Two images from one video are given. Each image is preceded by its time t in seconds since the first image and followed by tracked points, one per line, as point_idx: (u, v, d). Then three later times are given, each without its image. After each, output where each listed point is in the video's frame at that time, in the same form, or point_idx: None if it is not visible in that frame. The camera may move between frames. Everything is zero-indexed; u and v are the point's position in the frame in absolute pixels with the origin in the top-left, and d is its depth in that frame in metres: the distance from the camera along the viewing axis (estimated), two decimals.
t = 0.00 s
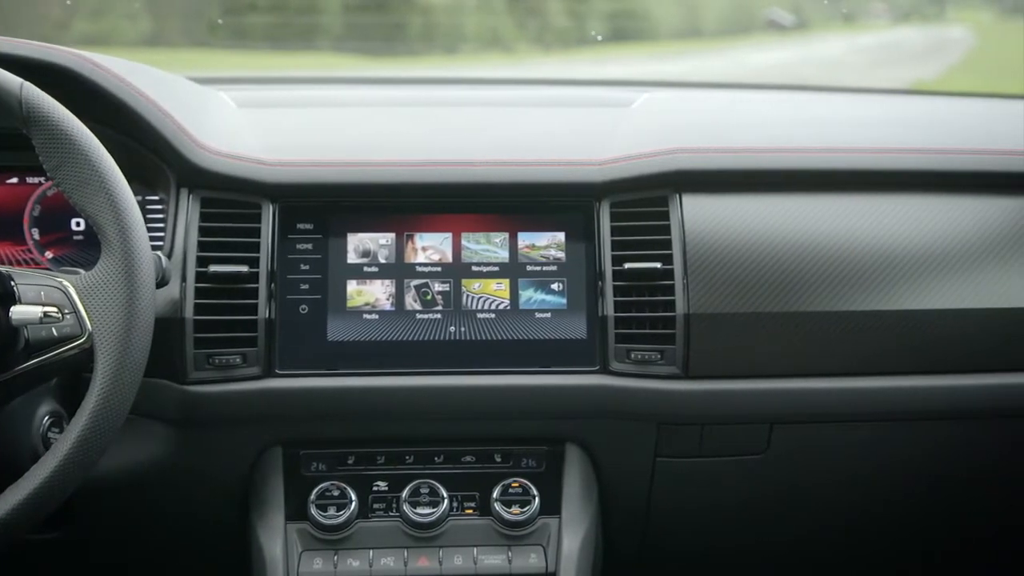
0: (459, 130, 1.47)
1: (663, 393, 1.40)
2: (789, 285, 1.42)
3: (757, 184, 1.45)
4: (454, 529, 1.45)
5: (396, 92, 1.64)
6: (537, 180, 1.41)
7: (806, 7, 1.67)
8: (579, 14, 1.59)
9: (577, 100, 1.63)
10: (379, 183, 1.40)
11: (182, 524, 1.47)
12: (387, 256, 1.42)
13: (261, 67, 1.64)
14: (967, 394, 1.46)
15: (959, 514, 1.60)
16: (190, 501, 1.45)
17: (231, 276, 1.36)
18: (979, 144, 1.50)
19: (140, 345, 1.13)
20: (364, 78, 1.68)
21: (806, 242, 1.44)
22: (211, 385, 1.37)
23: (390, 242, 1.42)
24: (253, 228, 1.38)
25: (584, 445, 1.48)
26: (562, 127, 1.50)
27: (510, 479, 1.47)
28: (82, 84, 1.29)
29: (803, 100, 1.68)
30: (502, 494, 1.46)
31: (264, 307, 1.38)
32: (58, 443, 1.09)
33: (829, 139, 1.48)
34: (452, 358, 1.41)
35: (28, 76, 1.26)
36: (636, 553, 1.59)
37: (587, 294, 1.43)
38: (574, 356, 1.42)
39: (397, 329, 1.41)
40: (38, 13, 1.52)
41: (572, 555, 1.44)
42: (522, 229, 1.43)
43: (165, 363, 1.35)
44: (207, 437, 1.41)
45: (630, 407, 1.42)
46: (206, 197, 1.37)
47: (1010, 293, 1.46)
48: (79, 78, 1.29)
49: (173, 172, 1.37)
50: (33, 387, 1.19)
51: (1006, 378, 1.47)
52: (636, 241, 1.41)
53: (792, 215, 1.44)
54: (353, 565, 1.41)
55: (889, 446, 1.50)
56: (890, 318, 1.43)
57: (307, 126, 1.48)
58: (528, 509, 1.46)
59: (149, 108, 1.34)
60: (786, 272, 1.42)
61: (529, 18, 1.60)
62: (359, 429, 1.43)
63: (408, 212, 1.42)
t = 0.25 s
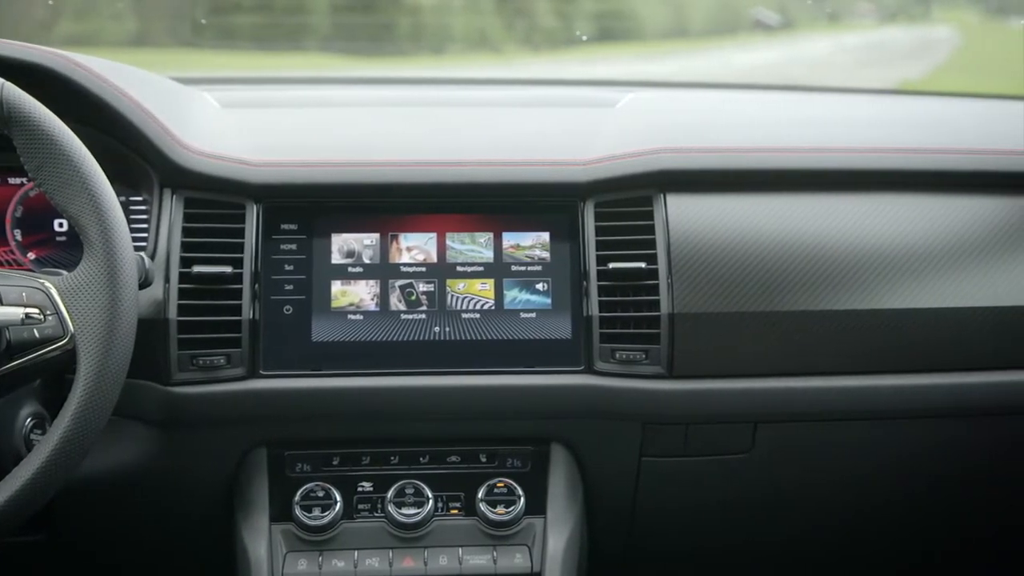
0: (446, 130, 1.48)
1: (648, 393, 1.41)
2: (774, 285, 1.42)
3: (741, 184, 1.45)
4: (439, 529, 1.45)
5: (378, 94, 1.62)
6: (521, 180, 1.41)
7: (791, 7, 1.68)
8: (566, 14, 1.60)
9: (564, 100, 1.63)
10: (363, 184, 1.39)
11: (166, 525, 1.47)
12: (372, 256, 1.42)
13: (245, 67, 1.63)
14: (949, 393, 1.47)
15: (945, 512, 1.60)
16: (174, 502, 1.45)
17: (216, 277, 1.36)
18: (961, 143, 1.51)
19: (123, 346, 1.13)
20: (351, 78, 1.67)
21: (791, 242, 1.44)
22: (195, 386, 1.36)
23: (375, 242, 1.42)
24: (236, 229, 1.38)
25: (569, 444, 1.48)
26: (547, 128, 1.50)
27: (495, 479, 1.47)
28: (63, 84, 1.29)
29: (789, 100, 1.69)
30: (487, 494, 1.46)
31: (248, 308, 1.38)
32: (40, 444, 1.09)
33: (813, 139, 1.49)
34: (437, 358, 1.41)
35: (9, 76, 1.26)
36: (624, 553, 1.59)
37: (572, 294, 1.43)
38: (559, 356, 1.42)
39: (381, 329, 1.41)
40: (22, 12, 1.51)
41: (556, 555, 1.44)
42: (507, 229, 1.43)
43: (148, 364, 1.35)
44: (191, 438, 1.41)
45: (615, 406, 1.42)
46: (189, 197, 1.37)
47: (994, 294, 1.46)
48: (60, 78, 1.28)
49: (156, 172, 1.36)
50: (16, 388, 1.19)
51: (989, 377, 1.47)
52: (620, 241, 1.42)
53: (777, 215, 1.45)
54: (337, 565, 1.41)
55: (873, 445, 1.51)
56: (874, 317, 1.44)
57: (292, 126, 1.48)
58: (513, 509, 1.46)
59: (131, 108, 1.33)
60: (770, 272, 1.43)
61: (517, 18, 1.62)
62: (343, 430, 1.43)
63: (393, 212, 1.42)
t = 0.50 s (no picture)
0: (431, 130, 1.48)
1: (632, 392, 1.41)
2: (758, 285, 1.43)
3: (724, 184, 1.45)
4: (424, 530, 1.45)
5: (368, 94, 1.63)
6: (505, 180, 1.41)
7: (777, 7, 1.68)
8: (551, 14, 1.60)
9: (549, 99, 1.64)
10: (347, 184, 1.39)
11: (149, 526, 1.46)
12: (355, 256, 1.42)
13: (232, 67, 1.63)
14: (932, 392, 1.47)
15: (930, 511, 1.61)
16: (157, 503, 1.44)
17: (198, 278, 1.36)
18: (943, 143, 1.51)
19: (105, 348, 1.12)
20: (338, 78, 1.67)
21: (775, 242, 1.44)
22: (178, 388, 1.36)
23: (358, 242, 1.42)
24: (219, 230, 1.37)
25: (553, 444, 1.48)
26: (531, 128, 1.50)
27: (480, 479, 1.47)
28: (43, 84, 1.28)
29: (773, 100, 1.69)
30: (471, 494, 1.46)
31: (232, 309, 1.38)
32: (20, 447, 1.08)
33: (797, 139, 1.49)
34: (421, 359, 1.41)
35: None
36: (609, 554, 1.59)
37: (556, 294, 1.43)
38: (542, 356, 1.43)
39: (365, 330, 1.41)
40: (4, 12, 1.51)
41: (541, 555, 1.44)
42: (490, 229, 1.43)
43: (131, 365, 1.35)
44: (174, 439, 1.40)
45: (599, 406, 1.42)
46: (172, 198, 1.36)
47: (976, 295, 1.47)
48: (40, 78, 1.28)
49: (139, 173, 1.36)
50: None
51: (971, 375, 1.48)
52: (604, 241, 1.42)
53: (761, 215, 1.45)
54: (322, 566, 1.41)
55: (857, 444, 1.51)
56: (858, 316, 1.44)
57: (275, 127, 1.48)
58: (498, 509, 1.46)
59: (113, 108, 1.33)
60: (754, 272, 1.43)
61: (503, 18, 1.59)
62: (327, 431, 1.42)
63: (376, 212, 1.42)
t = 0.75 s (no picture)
0: (416, 131, 1.49)
1: (616, 392, 1.41)
2: (741, 284, 1.43)
3: (707, 183, 1.45)
4: (407, 530, 1.44)
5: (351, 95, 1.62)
6: (488, 180, 1.41)
7: (763, 7, 1.68)
8: (539, 15, 1.58)
9: (535, 100, 1.64)
10: (330, 185, 1.39)
11: (131, 526, 1.46)
12: (339, 257, 1.42)
13: (217, 66, 1.63)
14: (914, 391, 1.48)
15: (913, 510, 1.61)
16: (139, 503, 1.44)
17: (181, 279, 1.35)
18: (924, 143, 1.52)
19: (85, 349, 1.12)
20: (323, 78, 1.66)
21: (757, 241, 1.45)
22: (160, 389, 1.35)
23: (341, 243, 1.42)
24: (201, 230, 1.37)
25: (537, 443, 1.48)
26: (514, 129, 1.50)
27: (463, 480, 1.47)
28: (23, 84, 1.28)
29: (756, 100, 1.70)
30: (455, 494, 1.46)
31: (214, 309, 1.37)
32: None
33: (779, 139, 1.50)
34: (404, 359, 1.41)
35: None
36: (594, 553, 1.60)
37: (539, 293, 1.43)
38: (525, 356, 1.43)
39: (349, 330, 1.41)
40: None
41: (525, 555, 1.44)
42: (474, 230, 1.43)
43: (112, 367, 1.34)
44: (156, 440, 1.40)
45: (584, 406, 1.42)
46: (153, 198, 1.36)
47: (960, 293, 1.48)
48: (21, 78, 1.27)
49: (120, 174, 1.35)
50: None
51: (953, 374, 1.48)
52: (587, 241, 1.42)
53: (744, 214, 1.46)
54: (305, 568, 1.41)
55: (840, 442, 1.52)
56: (840, 315, 1.44)
57: (258, 127, 1.48)
58: (482, 510, 1.46)
59: (94, 108, 1.33)
60: (738, 271, 1.43)
61: (489, 17, 1.59)
62: (310, 432, 1.42)
63: (359, 213, 1.42)
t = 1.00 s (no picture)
0: (399, 131, 1.49)
1: (597, 392, 1.41)
2: (722, 283, 1.43)
3: (687, 183, 1.46)
4: (389, 531, 1.44)
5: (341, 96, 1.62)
6: (469, 179, 1.41)
7: (747, 7, 1.67)
8: (523, 15, 1.58)
9: (518, 100, 1.64)
10: (311, 185, 1.39)
11: (112, 526, 1.46)
12: (319, 257, 1.41)
13: (198, 67, 1.62)
14: (894, 389, 1.48)
15: (894, 508, 1.62)
16: (119, 504, 1.44)
17: (162, 279, 1.35)
18: (903, 143, 1.53)
19: (63, 350, 1.11)
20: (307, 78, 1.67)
21: (738, 241, 1.45)
22: (140, 391, 1.35)
23: (322, 243, 1.41)
24: (181, 231, 1.37)
25: (519, 443, 1.48)
26: (495, 129, 1.50)
27: (445, 480, 1.47)
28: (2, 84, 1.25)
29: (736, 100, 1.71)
30: (437, 495, 1.46)
31: (194, 310, 1.37)
32: None
33: (760, 139, 1.50)
34: (385, 359, 1.41)
35: None
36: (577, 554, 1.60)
37: (520, 293, 1.43)
38: (507, 356, 1.43)
39: (329, 331, 1.40)
40: None
41: (506, 555, 1.44)
42: (455, 230, 1.43)
43: (91, 368, 1.34)
44: (136, 441, 1.40)
45: (565, 406, 1.42)
46: (132, 199, 1.35)
47: (941, 292, 1.48)
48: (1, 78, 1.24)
49: (99, 175, 1.35)
50: None
51: (932, 372, 1.49)
52: (567, 241, 1.42)
53: (725, 214, 1.46)
54: (286, 569, 1.40)
55: (821, 441, 1.52)
56: (820, 315, 1.45)
57: (239, 127, 1.48)
58: (463, 510, 1.46)
59: (73, 109, 1.32)
60: (719, 270, 1.44)
61: (474, 18, 1.59)
62: (291, 433, 1.42)
63: (340, 213, 1.42)
